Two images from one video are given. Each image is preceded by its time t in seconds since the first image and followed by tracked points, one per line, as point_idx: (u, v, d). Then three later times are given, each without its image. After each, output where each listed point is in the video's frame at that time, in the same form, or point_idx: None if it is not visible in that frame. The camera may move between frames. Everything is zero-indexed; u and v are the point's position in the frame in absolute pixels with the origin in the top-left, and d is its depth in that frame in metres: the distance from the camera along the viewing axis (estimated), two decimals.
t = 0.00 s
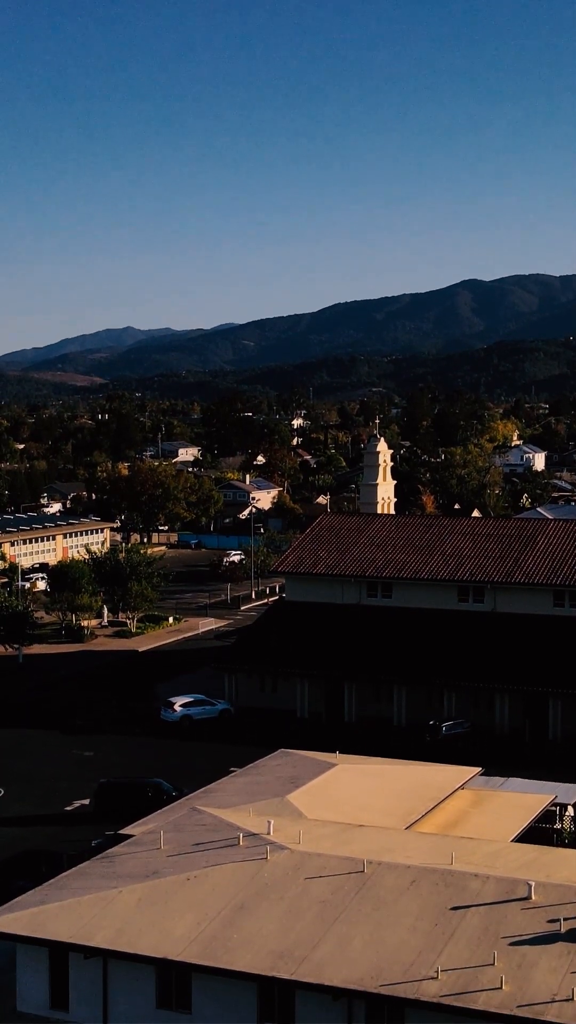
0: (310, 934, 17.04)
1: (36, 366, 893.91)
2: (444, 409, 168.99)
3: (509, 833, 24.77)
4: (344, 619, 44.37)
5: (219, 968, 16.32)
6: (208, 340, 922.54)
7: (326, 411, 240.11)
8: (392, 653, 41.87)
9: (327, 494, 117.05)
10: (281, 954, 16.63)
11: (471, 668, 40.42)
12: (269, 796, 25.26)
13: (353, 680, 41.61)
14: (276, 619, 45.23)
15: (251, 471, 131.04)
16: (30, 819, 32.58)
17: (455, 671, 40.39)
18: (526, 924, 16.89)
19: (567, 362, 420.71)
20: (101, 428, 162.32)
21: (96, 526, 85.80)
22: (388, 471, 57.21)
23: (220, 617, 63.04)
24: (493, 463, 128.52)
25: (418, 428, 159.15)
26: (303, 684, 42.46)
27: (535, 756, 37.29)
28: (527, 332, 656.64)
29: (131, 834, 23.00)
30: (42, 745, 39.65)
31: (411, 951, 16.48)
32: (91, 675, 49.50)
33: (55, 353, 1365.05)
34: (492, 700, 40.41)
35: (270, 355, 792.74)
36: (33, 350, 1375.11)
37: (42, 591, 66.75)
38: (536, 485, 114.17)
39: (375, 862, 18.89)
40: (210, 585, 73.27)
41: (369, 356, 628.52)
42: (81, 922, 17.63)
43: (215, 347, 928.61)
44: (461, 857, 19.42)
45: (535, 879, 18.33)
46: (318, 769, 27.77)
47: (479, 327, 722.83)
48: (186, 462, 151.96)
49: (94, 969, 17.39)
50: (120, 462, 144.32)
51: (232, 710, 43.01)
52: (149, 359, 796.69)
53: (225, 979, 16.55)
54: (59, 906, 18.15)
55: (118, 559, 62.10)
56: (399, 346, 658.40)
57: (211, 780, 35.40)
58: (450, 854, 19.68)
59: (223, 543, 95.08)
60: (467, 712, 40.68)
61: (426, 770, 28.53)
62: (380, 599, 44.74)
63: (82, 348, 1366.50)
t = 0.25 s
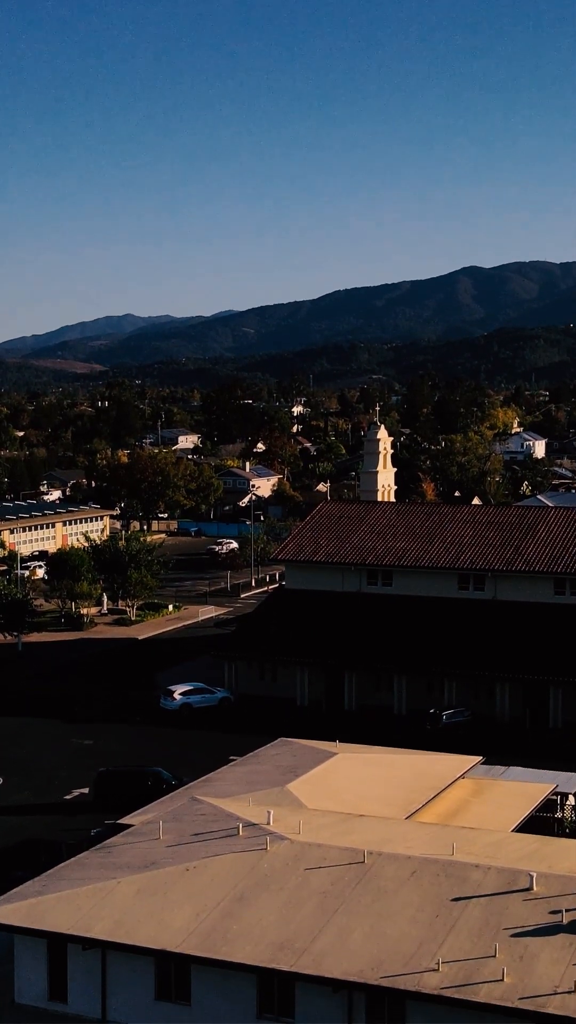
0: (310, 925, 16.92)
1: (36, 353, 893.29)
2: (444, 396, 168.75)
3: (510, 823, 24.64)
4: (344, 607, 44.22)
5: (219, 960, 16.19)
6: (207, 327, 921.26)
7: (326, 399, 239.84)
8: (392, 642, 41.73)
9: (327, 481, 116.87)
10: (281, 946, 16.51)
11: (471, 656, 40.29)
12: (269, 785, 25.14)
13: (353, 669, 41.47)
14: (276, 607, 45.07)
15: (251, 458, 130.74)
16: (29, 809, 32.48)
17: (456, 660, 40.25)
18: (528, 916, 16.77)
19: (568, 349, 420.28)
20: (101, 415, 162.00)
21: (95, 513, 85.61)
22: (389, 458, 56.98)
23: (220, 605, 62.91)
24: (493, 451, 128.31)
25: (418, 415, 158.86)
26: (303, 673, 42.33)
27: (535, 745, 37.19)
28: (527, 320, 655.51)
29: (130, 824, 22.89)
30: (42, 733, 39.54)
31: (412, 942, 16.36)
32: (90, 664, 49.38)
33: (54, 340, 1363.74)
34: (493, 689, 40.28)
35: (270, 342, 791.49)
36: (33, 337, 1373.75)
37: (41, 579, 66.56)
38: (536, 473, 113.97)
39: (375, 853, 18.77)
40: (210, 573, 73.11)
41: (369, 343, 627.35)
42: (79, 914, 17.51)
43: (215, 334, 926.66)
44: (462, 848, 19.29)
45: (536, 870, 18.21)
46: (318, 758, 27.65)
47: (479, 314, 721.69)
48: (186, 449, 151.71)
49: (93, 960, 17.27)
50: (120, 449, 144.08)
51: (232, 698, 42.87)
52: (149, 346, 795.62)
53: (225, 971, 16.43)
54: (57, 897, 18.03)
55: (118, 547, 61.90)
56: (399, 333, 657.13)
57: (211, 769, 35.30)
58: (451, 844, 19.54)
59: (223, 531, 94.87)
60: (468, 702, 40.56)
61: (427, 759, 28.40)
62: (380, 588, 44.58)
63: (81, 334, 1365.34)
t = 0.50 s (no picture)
0: (310, 919, 16.78)
1: (36, 342, 892.00)
2: (445, 385, 168.37)
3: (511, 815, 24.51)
4: (345, 597, 44.06)
5: (218, 954, 16.06)
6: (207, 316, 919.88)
7: (326, 388, 239.49)
8: (393, 631, 41.58)
9: (327, 471, 116.56)
10: (281, 940, 16.36)
11: (472, 645, 40.14)
12: (269, 777, 24.98)
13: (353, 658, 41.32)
14: (276, 596, 44.91)
15: (251, 448, 130.41)
16: (28, 799, 32.34)
17: (457, 650, 40.09)
18: (530, 909, 16.63)
19: (568, 339, 419.68)
20: (100, 404, 161.69)
21: (95, 503, 85.38)
22: (389, 448, 56.73)
23: (220, 595, 62.79)
24: (494, 440, 128.08)
25: (418, 404, 158.53)
26: (303, 662, 42.15)
27: (537, 735, 37.05)
28: (527, 308, 654.01)
29: (130, 815, 22.75)
30: (41, 723, 39.40)
31: (413, 937, 16.22)
32: (89, 653, 49.21)
33: (54, 329, 1361.98)
34: (494, 678, 40.14)
35: (270, 331, 790.08)
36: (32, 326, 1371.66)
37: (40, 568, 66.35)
38: (537, 462, 113.65)
39: (376, 845, 18.62)
40: (210, 562, 72.92)
41: (369, 332, 626.13)
42: (78, 907, 17.36)
43: (215, 323, 924.98)
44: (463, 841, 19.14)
45: (540, 862, 18.04)
46: (319, 748, 27.53)
47: (479, 303, 720.64)
48: (187, 438, 151.46)
49: (91, 954, 17.11)
50: (120, 438, 143.77)
51: (232, 688, 42.74)
52: (148, 335, 794.39)
53: (224, 966, 16.29)
54: (56, 890, 17.88)
55: (117, 536, 61.75)
56: (399, 322, 655.84)
57: (211, 759, 35.18)
58: (452, 836, 19.39)
59: (223, 521, 94.62)
60: (468, 691, 40.42)
61: (428, 749, 28.30)
62: (380, 577, 44.41)
63: (81, 323, 1363.61)
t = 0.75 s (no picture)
0: (310, 913, 16.58)
1: (36, 329, 890.38)
2: (445, 373, 167.97)
3: (513, 807, 24.28)
4: (345, 585, 43.83)
5: (217, 949, 15.86)
6: (207, 304, 918.01)
7: (326, 376, 239.02)
8: (393, 620, 41.35)
9: (327, 458, 116.26)
10: (281, 934, 16.16)
11: (473, 634, 39.92)
12: (268, 767, 24.78)
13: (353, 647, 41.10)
14: (276, 584, 44.66)
15: (250, 435, 130.04)
16: (27, 789, 32.18)
17: (457, 639, 39.87)
18: (533, 904, 16.43)
19: (568, 326, 418.81)
20: (100, 391, 161.26)
21: (94, 491, 85.10)
22: (390, 435, 56.44)
23: (219, 583, 62.58)
24: (494, 427, 127.82)
25: (419, 392, 158.14)
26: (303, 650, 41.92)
27: (538, 725, 36.85)
28: (527, 295, 652.47)
29: (129, 807, 22.55)
30: (40, 712, 39.20)
31: (414, 932, 16.02)
32: (89, 642, 49.02)
33: (53, 317, 1359.29)
34: (495, 667, 39.92)
35: (270, 319, 788.59)
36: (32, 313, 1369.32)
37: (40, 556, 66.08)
38: (538, 449, 113.40)
39: (377, 838, 18.39)
40: (210, 550, 72.69)
41: (369, 319, 624.82)
42: (76, 901, 17.17)
43: (215, 310, 923.17)
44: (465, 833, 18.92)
45: (542, 856, 17.84)
46: (319, 738, 27.33)
47: (480, 291, 719.28)
48: (186, 425, 151.14)
49: (89, 949, 16.91)
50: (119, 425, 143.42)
51: (232, 677, 42.52)
52: (148, 323, 792.91)
53: (223, 961, 16.09)
54: (53, 883, 17.68)
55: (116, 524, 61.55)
56: (399, 309, 654.44)
57: (211, 748, 35.01)
58: (454, 829, 19.18)
59: (223, 509, 94.33)
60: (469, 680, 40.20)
61: (429, 739, 28.11)
62: (381, 565, 44.16)
63: (81, 310, 1361.27)
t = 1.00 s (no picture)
0: (311, 909, 16.38)
1: (35, 318, 889.05)
2: (445, 362, 167.61)
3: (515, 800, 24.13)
4: (346, 576, 43.61)
5: (217, 947, 15.65)
6: (207, 292, 916.51)
7: (327, 365, 238.55)
8: (394, 611, 41.11)
9: (327, 447, 115.95)
10: (281, 932, 15.95)
11: (474, 625, 39.69)
12: (270, 760, 24.59)
13: (354, 637, 40.88)
14: (276, 574, 44.42)
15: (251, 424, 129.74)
16: (26, 781, 32.00)
17: (459, 630, 39.66)
18: (536, 900, 16.22)
19: (569, 315, 418.07)
20: (100, 380, 160.87)
21: (94, 480, 84.81)
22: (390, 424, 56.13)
23: (220, 573, 62.33)
24: (494, 416, 127.47)
25: (419, 381, 157.77)
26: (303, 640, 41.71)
27: (540, 716, 36.65)
28: (527, 283, 651.24)
29: (128, 801, 22.35)
30: (39, 703, 39.01)
31: (416, 929, 15.81)
32: (88, 632, 48.82)
33: (53, 305, 1357.08)
34: (496, 657, 39.69)
35: (270, 308, 787.12)
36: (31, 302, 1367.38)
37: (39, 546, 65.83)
38: (539, 438, 113.08)
39: (380, 832, 18.19)
40: (210, 540, 72.46)
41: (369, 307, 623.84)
42: (74, 897, 16.96)
43: (215, 299, 921.66)
44: (469, 828, 18.70)
45: (546, 851, 17.63)
46: (319, 730, 27.10)
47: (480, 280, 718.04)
48: (186, 414, 150.78)
49: (86, 946, 16.71)
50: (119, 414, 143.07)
51: (232, 667, 42.29)
52: (148, 311, 791.93)
53: (223, 958, 15.88)
54: (51, 878, 17.48)
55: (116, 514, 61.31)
56: (399, 298, 653.03)
57: (211, 739, 34.83)
58: (456, 824, 18.96)
59: (222, 499, 94.04)
60: (470, 671, 39.97)
61: (430, 731, 27.90)
62: (381, 555, 43.92)
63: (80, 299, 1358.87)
